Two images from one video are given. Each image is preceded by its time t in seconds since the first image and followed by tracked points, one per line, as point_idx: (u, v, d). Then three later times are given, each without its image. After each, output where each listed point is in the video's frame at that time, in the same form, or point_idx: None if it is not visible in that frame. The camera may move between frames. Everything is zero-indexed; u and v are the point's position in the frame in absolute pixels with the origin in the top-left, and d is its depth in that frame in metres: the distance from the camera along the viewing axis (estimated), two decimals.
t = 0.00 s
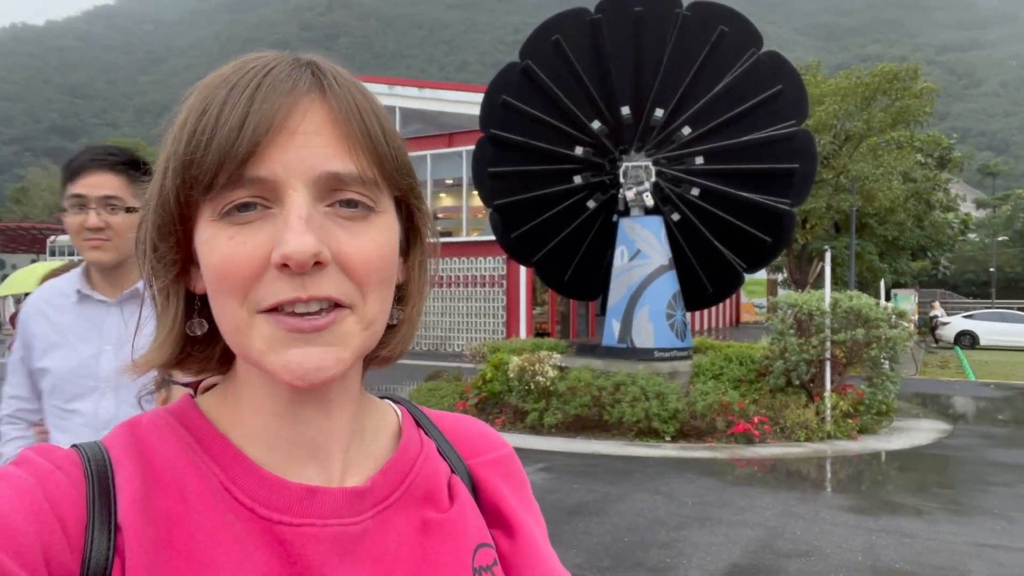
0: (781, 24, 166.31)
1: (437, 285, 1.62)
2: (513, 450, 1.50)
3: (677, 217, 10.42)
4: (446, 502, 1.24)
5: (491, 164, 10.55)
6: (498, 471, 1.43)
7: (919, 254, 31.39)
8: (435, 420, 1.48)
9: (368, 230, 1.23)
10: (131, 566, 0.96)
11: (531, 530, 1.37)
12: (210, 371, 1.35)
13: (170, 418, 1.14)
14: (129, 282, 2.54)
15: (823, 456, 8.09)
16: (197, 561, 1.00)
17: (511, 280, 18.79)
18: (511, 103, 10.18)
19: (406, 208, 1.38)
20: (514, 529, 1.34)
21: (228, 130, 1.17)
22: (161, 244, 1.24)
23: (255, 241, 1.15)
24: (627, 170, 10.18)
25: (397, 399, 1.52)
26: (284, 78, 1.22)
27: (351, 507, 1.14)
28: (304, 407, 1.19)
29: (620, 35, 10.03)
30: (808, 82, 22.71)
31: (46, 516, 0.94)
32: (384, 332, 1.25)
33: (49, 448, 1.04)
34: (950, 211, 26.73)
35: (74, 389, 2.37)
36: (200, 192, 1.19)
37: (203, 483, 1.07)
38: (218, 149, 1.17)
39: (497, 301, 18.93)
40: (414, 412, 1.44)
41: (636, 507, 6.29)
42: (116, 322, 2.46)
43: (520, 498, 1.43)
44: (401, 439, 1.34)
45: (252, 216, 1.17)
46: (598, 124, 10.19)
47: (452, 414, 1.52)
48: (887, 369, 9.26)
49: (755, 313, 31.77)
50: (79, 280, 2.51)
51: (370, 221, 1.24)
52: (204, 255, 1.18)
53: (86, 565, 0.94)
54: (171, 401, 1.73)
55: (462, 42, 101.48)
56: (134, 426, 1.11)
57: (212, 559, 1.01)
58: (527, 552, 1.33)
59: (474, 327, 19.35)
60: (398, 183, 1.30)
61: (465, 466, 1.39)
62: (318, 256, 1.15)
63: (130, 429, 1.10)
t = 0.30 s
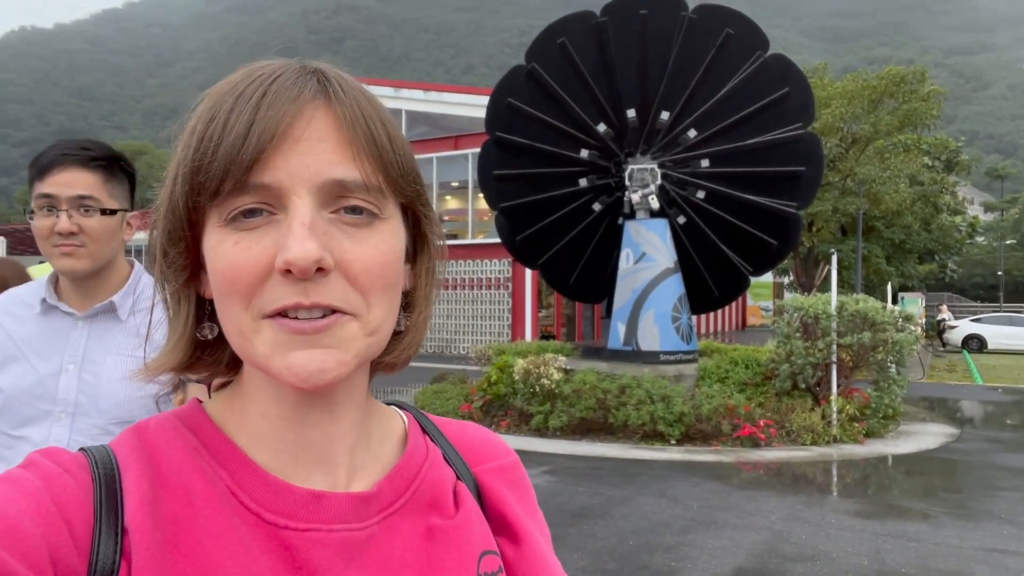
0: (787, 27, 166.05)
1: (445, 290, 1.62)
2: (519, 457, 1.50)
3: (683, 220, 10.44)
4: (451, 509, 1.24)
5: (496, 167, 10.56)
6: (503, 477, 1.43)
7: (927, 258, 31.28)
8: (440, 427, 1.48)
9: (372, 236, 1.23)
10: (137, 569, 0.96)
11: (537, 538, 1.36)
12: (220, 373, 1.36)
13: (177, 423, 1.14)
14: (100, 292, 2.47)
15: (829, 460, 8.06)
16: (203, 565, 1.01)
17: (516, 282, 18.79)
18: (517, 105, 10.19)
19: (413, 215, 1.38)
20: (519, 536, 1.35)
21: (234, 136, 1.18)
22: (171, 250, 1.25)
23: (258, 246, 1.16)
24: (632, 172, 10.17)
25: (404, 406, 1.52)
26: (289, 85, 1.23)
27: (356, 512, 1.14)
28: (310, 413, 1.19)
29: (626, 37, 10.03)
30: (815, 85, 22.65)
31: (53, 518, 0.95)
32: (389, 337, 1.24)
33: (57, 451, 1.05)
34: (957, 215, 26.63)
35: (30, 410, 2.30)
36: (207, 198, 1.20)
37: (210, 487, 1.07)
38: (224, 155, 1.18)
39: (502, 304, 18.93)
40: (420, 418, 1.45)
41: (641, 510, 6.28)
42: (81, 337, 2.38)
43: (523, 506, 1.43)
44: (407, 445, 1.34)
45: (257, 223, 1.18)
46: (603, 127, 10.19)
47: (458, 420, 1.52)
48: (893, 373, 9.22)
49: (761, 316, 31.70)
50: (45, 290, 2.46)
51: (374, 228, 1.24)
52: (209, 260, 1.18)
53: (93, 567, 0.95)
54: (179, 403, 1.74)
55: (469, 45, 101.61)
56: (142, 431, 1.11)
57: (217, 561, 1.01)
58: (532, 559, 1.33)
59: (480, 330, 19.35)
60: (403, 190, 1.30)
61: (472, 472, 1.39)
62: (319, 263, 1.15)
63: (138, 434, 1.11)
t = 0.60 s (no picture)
0: (788, 26, 165.98)
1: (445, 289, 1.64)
2: (520, 455, 1.53)
3: (682, 219, 10.50)
4: (453, 505, 1.27)
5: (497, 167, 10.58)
6: (504, 473, 1.46)
7: (927, 258, 31.28)
8: (442, 423, 1.50)
9: (368, 231, 1.25)
10: (140, 564, 0.98)
11: (537, 534, 1.39)
12: (222, 369, 1.38)
13: (180, 419, 1.17)
14: (38, 282, 2.23)
15: (827, 459, 8.08)
16: (205, 560, 1.03)
17: (517, 281, 18.81)
18: (518, 105, 10.21)
19: (412, 209, 1.41)
20: (519, 531, 1.37)
21: (230, 131, 1.21)
22: (171, 246, 1.28)
23: (253, 240, 1.18)
24: (632, 172, 10.20)
25: (407, 403, 1.55)
26: (283, 79, 1.26)
27: (359, 508, 1.17)
28: (309, 408, 1.22)
29: (626, 37, 10.05)
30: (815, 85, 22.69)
31: (56, 514, 0.97)
32: (385, 329, 1.27)
33: (60, 446, 1.08)
34: (957, 215, 26.66)
35: None
36: (205, 193, 1.23)
37: (213, 482, 1.10)
38: (218, 153, 1.21)
39: (502, 303, 18.96)
40: (422, 415, 1.47)
41: (641, 509, 6.31)
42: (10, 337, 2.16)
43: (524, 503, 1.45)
44: (408, 442, 1.37)
45: (254, 216, 1.20)
46: (603, 127, 10.20)
47: (459, 417, 1.55)
48: (893, 373, 9.23)
49: (761, 316, 31.73)
50: None
51: (370, 221, 1.26)
52: (207, 254, 1.21)
53: (97, 563, 0.97)
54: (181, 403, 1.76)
55: (470, 44, 101.61)
56: (145, 426, 1.14)
57: (220, 556, 1.04)
58: (533, 555, 1.36)
59: (480, 329, 19.37)
60: (399, 184, 1.33)
61: (473, 469, 1.41)
62: (314, 255, 1.17)
63: (141, 429, 1.13)
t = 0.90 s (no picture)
0: (794, 27, 165.64)
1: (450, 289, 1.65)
2: (523, 456, 1.54)
3: (688, 221, 10.47)
4: (455, 507, 1.28)
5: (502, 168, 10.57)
6: (508, 475, 1.47)
7: (933, 259, 31.21)
8: (447, 423, 1.51)
9: (372, 232, 1.26)
10: (144, 560, 0.99)
11: (540, 538, 1.40)
12: (227, 368, 1.40)
13: (184, 417, 1.18)
14: None
15: (832, 461, 8.07)
16: (207, 559, 1.04)
17: (521, 282, 18.84)
18: (523, 106, 10.21)
19: (418, 210, 1.42)
20: (521, 534, 1.38)
21: (236, 130, 1.22)
22: (177, 245, 1.30)
23: (256, 240, 1.20)
24: (637, 173, 10.21)
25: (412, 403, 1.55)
26: (289, 81, 1.27)
27: (362, 509, 1.18)
28: (313, 408, 1.23)
29: (631, 38, 10.05)
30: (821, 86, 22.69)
31: (60, 511, 0.97)
32: (388, 332, 1.28)
33: (64, 442, 1.08)
34: (963, 216, 26.59)
35: None
36: (210, 193, 1.24)
37: (216, 481, 1.11)
38: (223, 152, 1.22)
39: (507, 304, 19.00)
40: (425, 415, 1.49)
41: (645, 510, 6.31)
42: None
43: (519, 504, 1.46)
44: (411, 442, 1.38)
45: (259, 216, 1.21)
46: (609, 128, 10.20)
47: (464, 417, 1.56)
48: (898, 375, 9.22)
49: (767, 317, 31.68)
50: None
51: (374, 222, 1.27)
52: (211, 254, 1.22)
53: (100, 561, 0.98)
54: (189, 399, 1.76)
55: (475, 45, 101.68)
56: (150, 424, 1.15)
57: (223, 554, 1.05)
58: (535, 558, 1.37)
59: (485, 330, 19.39)
60: (404, 187, 1.34)
61: (476, 471, 1.42)
62: (318, 257, 1.18)
63: (146, 426, 1.14)
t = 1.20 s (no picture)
0: (801, 29, 165.32)
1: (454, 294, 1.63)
2: (525, 456, 1.54)
3: (693, 223, 10.43)
4: (455, 508, 1.29)
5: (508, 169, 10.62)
6: (509, 476, 1.47)
7: (940, 262, 31.11)
8: (448, 424, 1.52)
9: (360, 222, 1.24)
10: (144, 557, 1.00)
11: (541, 538, 1.40)
12: (225, 368, 1.41)
13: (186, 419, 1.18)
14: None
15: (838, 464, 8.05)
16: (208, 557, 1.04)
17: (527, 284, 18.85)
18: (529, 108, 10.23)
19: (414, 209, 1.39)
20: (522, 534, 1.38)
21: (227, 120, 1.24)
22: (176, 241, 1.32)
23: (244, 227, 1.19)
24: (643, 175, 10.19)
25: (413, 403, 1.56)
26: (281, 71, 1.29)
27: (361, 511, 1.18)
28: (309, 406, 1.22)
29: (637, 40, 10.06)
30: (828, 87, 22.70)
31: (62, 514, 0.97)
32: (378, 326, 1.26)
33: (67, 446, 1.09)
34: (970, 218, 26.49)
35: None
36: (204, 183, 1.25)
37: (217, 482, 1.11)
38: (216, 143, 1.23)
39: (512, 306, 18.98)
40: (426, 415, 1.50)
41: (649, 512, 6.31)
42: None
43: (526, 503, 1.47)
44: (412, 443, 1.39)
45: (249, 205, 1.21)
46: (614, 130, 10.20)
47: (465, 419, 1.57)
48: (905, 378, 9.18)
49: (772, 319, 31.59)
50: None
51: (363, 214, 1.25)
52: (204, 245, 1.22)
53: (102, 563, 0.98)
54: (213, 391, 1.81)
55: (482, 47, 101.78)
56: (151, 426, 1.15)
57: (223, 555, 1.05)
58: (536, 559, 1.37)
59: (491, 331, 19.35)
60: (397, 176, 1.32)
61: (476, 471, 1.43)
62: (297, 242, 1.16)
63: (147, 429, 1.15)
